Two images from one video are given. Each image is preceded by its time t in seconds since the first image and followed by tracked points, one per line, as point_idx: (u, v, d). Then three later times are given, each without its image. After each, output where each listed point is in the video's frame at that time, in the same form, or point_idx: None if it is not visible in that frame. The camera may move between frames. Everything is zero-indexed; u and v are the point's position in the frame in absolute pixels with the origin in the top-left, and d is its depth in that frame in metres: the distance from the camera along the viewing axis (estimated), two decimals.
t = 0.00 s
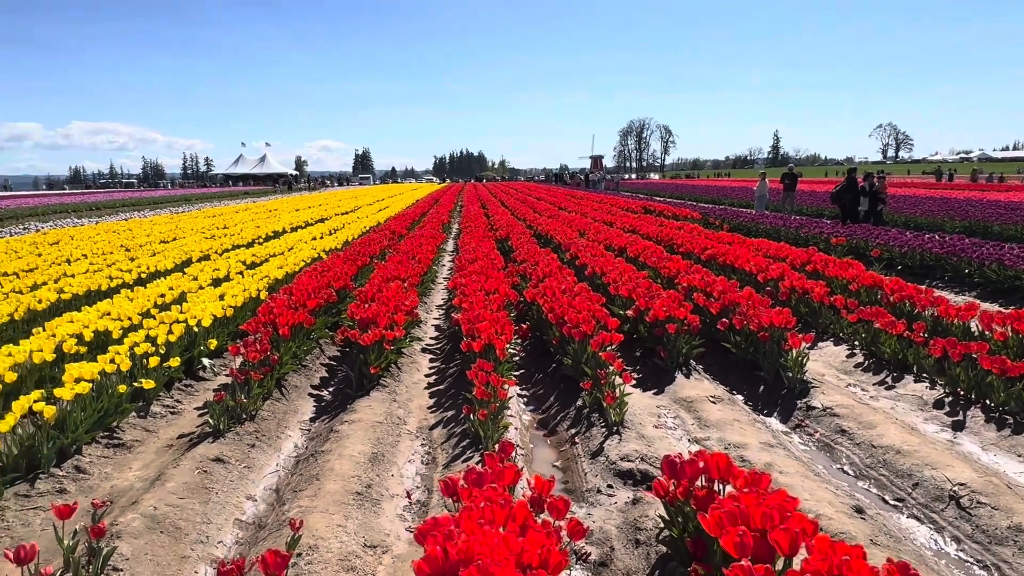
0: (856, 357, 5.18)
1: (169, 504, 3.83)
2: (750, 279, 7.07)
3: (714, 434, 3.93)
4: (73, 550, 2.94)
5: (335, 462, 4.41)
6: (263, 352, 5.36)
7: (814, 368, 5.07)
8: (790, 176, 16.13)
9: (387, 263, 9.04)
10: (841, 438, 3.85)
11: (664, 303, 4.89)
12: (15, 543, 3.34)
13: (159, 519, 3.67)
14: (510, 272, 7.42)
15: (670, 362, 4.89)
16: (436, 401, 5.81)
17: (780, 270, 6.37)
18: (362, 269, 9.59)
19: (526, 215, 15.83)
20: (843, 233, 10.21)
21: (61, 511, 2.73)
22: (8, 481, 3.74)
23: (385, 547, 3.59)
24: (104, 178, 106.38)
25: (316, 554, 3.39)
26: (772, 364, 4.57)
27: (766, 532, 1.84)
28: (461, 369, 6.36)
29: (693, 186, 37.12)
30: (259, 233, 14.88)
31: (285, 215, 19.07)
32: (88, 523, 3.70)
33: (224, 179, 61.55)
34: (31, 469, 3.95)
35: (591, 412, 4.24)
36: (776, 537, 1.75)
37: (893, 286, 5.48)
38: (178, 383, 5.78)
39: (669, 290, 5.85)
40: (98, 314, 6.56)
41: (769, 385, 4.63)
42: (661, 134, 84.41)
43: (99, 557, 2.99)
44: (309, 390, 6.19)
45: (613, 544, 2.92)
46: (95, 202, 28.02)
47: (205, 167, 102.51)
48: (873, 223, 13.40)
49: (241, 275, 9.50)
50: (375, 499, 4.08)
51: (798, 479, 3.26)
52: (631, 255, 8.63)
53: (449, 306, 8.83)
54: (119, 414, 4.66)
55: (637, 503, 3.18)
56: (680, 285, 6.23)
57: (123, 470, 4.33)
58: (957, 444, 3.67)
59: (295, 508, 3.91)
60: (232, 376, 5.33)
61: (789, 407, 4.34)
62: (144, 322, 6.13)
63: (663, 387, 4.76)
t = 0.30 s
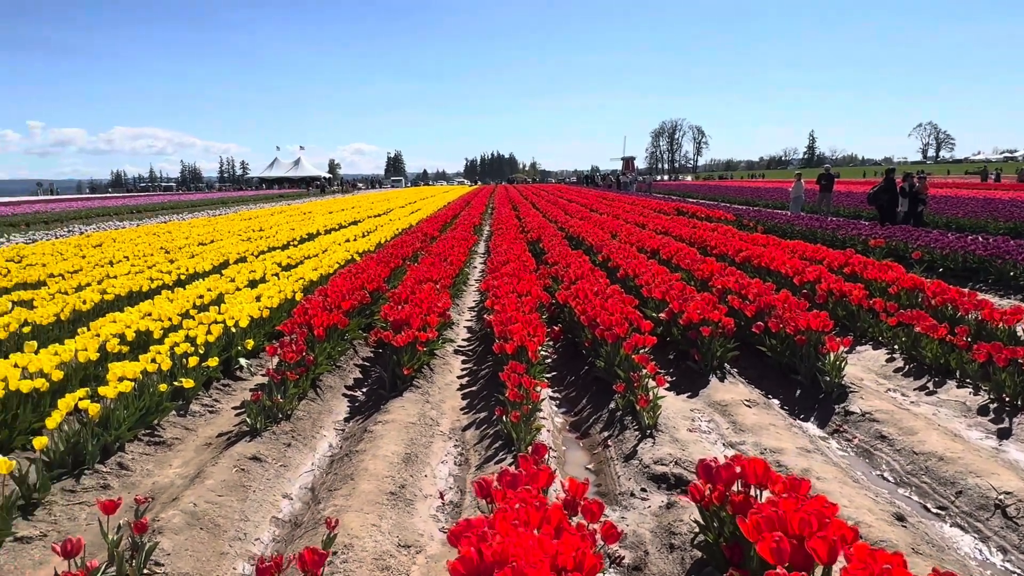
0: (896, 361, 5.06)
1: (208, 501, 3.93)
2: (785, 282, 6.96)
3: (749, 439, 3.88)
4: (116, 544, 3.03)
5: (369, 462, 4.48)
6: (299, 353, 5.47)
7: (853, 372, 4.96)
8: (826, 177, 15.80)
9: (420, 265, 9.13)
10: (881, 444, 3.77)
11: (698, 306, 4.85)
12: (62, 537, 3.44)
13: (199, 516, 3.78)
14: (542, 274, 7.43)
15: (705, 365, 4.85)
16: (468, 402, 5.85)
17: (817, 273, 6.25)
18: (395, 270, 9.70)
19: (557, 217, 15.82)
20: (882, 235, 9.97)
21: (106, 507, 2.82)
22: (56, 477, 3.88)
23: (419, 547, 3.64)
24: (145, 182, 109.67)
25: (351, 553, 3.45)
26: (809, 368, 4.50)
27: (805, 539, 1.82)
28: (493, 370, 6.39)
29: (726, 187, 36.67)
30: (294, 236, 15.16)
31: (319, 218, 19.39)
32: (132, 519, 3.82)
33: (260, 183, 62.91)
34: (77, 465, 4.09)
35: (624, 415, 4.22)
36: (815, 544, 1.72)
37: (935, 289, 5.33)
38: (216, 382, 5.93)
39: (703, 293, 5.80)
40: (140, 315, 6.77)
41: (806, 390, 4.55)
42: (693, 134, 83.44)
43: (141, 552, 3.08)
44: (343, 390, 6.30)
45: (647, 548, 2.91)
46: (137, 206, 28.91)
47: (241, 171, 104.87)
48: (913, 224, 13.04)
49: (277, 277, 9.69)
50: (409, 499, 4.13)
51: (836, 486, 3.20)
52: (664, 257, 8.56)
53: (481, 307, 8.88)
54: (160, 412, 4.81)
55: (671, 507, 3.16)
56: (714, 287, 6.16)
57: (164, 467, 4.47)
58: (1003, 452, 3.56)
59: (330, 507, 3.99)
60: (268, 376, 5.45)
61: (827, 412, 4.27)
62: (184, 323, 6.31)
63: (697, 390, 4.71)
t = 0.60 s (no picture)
0: (949, 366, 4.89)
1: (255, 497, 4.06)
2: (832, 284, 6.80)
3: (795, 443, 3.81)
4: (169, 536, 3.14)
5: (411, 462, 4.56)
6: (342, 353, 5.60)
7: (903, 376, 4.82)
8: (874, 177, 15.34)
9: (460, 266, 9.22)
10: (933, 451, 3.66)
11: (741, 308, 4.79)
12: (118, 528, 3.55)
13: (247, 511, 3.91)
14: (582, 276, 7.43)
15: (748, 368, 4.78)
16: (509, 403, 5.89)
17: (865, 275, 6.09)
18: (435, 272, 9.82)
19: (596, 219, 15.77)
20: (934, 236, 9.63)
21: (158, 500, 2.94)
22: (110, 471, 4.05)
23: (461, 546, 3.69)
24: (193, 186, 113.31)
25: (394, 550, 3.52)
26: (857, 372, 4.39)
27: (856, 547, 1.79)
28: (533, 372, 6.42)
29: (768, 187, 35.93)
30: (336, 238, 15.47)
31: (360, 221, 19.74)
32: (182, 512, 3.97)
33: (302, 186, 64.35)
34: (131, 459, 4.26)
35: (666, 417, 4.20)
36: (867, 552, 1.70)
37: (991, 291, 5.14)
38: (262, 381, 6.11)
39: (747, 295, 5.72)
40: (189, 314, 7.02)
41: (853, 394, 4.44)
42: (734, 133, 81.91)
43: (192, 545, 3.20)
44: (385, 390, 6.42)
45: (690, 553, 2.89)
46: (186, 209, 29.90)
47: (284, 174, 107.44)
48: (967, 225, 12.56)
49: (320, 278, 9.92)
50: (450, 499, 4.19)
51: (886, 493, 3.12)
52: (705, 259, 8.45)
53: (521, 309, 8.92)
54: (208, 410, 4.98)
55: (715, 512, 3.14)
56: (757, 289, 6.06)
57: (212, 463, 4.63)
58: None
59: (373, 505, 4.07)
60: (313, 375, 5.60)
61: (876, 417, 4.16)
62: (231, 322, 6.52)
63: (740, 393, 4.65)
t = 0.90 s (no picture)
0: (1013, 372, 4.68)
1: (307, 494, 4.21)
2: (887, 287, 6.59)
3: (849, 450, 3.73)
4: (225, 530, 3.28)
5: (458, 462, 4.64)
6: (390, 353, 5.73)
7: (964, 383, 4.64)
8: (933, 177, 14.75)
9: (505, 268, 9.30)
10: (997, 460, 3.52)
11: (793, 311, 4.70)
12: (176, 520, 3.73)
13: (299, 508, 4.05)
14: (628, 278, 7.40)
15: (800, 373, 4.69)
16: (555, 405, 5.92)
17: (923, 277, 5.89)
18: (481, 274, 9.91)
19: (641, 220, 15.64)
20: (998, 237, 9.22)
21: (217, 495, 3.08)
22: (170, 465, 4.25)
23: (508, 547, 3.74)
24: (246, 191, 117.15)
25: (443, 549, 3.59)
26: (914, 378, 4.25)
27: (915, 557, 1.76)
28: (579, 374, 6.43)
29: (820, 187, 34.86)
30: (382, 239, 15.76)
31: (406, 223, 20.06)
32: (238, 507, 4.15)
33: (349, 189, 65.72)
34: (189, 455, 4.47)
35: (715, 421, 4.16)
36: (926, 562, 1.67)
37: None
38: (313, 381, 6.31)
39: (798, 298, 5.61)
40: (243, 314, 7.28)
41: (910, 401, 4.30)
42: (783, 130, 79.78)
43: (247, 539, 3.33)
44: (432, 390, 6.54)
45: (740, 559, 2.87)
46: (239, 212, 30.92)
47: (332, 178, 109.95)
48: None
49: (368, 280, 10.14)
50: (497, 500, 4.25)
51: (945, 503, 3.02)
52: (755, 261, 8.29)
53: (566, 311, 8.94)
54: (261, 408, 5.18)
55: (766, 518, 3.10)
56: (809, 292, 5.93)
57: (265, 460, 4.81)
58: None
59: (421, 504, 4.16)
60: (362, 375, 5.75)
61: (935, 425, 4.02)
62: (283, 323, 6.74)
63: (791, 399, 4.57)
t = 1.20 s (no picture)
0: None
1: (360, 490, 4.36)
2: (951, 290, 6.34)
3: (910, 458, 3.62)
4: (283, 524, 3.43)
5: (508, 462, 4.71)
6: (441, 353, 5.85)
7: None
8: (1000, 175, 14.06)
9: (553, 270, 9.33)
10: None
11: (850, 314, 4.59)
12: (235, 513, 3.93)
13: (353, 503, 4.20)
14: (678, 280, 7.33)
15: (858, 378, 4.57)
16: (604, 407, 5.93)
17: (989, 280, 5.64)
18: (529, 275, 9.99)
19: (691, 221, 15.42)
20: None
21: (274, 489, 3.23)
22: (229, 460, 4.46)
23: (558, 548, 3.79)
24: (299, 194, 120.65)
25: (494, 548, 3.67)
26: (980, 385, 4.07)
27: (984, 567, 1.73)
28: (629, 376, 6.42)
29: (879, 186, 33.61)
30: (431, 241, 16.00)
31: (455, 225, 20.32)
32: (294, 502, 4.33)
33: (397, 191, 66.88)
34: (247, 450, 4.69)
35: (769, 426, 4.10)
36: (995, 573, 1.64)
37: None
38: (365, 380, 6.50)
39: (855, 301, 5.46)
40: (298, 314, 7.54)
41: (976, 408, 4.13)
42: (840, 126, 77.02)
43: (304, 532, 3.48)
44: (482, 391, 6.64)
45: (796, 566, 2.84)
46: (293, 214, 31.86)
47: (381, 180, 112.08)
48: None
49: (418, 280, 10.35)
50: (547, 500, 4.30)
51: (1015, 515, 2.91)
52: (810, 263, 8.09)
53: (615, 313, 8.92)
54: (315, 406, 5.38)
55: (823, 526, 3.05)
56: (867, 295, 5.76)
57: (320, 456, 5.00)
58: None
59: (471, 503, 4.25)
60: (414, 375, 5.89)
61: (1002, 433, 3.85)
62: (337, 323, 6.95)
63: (849, 404, 4.45)
